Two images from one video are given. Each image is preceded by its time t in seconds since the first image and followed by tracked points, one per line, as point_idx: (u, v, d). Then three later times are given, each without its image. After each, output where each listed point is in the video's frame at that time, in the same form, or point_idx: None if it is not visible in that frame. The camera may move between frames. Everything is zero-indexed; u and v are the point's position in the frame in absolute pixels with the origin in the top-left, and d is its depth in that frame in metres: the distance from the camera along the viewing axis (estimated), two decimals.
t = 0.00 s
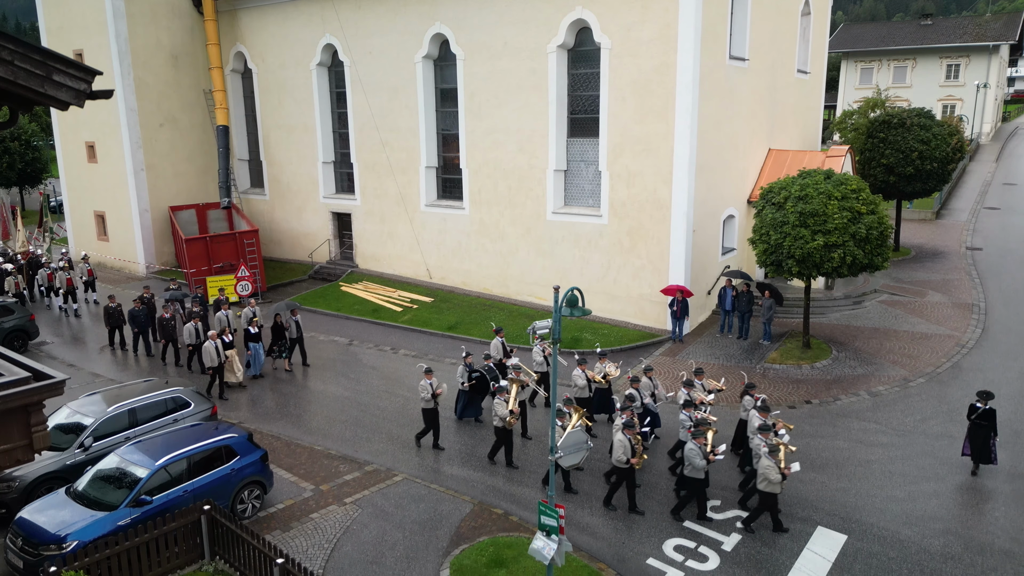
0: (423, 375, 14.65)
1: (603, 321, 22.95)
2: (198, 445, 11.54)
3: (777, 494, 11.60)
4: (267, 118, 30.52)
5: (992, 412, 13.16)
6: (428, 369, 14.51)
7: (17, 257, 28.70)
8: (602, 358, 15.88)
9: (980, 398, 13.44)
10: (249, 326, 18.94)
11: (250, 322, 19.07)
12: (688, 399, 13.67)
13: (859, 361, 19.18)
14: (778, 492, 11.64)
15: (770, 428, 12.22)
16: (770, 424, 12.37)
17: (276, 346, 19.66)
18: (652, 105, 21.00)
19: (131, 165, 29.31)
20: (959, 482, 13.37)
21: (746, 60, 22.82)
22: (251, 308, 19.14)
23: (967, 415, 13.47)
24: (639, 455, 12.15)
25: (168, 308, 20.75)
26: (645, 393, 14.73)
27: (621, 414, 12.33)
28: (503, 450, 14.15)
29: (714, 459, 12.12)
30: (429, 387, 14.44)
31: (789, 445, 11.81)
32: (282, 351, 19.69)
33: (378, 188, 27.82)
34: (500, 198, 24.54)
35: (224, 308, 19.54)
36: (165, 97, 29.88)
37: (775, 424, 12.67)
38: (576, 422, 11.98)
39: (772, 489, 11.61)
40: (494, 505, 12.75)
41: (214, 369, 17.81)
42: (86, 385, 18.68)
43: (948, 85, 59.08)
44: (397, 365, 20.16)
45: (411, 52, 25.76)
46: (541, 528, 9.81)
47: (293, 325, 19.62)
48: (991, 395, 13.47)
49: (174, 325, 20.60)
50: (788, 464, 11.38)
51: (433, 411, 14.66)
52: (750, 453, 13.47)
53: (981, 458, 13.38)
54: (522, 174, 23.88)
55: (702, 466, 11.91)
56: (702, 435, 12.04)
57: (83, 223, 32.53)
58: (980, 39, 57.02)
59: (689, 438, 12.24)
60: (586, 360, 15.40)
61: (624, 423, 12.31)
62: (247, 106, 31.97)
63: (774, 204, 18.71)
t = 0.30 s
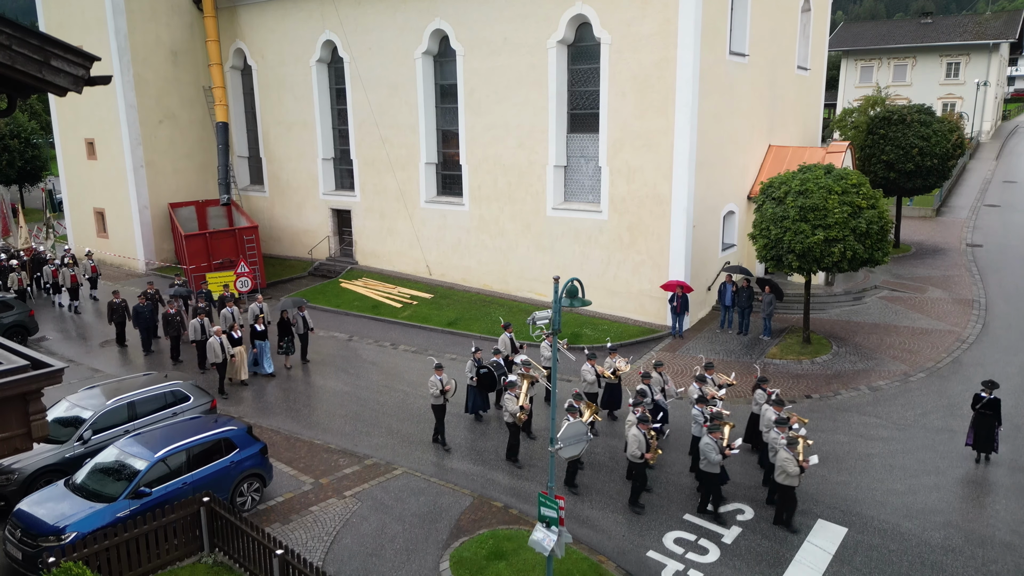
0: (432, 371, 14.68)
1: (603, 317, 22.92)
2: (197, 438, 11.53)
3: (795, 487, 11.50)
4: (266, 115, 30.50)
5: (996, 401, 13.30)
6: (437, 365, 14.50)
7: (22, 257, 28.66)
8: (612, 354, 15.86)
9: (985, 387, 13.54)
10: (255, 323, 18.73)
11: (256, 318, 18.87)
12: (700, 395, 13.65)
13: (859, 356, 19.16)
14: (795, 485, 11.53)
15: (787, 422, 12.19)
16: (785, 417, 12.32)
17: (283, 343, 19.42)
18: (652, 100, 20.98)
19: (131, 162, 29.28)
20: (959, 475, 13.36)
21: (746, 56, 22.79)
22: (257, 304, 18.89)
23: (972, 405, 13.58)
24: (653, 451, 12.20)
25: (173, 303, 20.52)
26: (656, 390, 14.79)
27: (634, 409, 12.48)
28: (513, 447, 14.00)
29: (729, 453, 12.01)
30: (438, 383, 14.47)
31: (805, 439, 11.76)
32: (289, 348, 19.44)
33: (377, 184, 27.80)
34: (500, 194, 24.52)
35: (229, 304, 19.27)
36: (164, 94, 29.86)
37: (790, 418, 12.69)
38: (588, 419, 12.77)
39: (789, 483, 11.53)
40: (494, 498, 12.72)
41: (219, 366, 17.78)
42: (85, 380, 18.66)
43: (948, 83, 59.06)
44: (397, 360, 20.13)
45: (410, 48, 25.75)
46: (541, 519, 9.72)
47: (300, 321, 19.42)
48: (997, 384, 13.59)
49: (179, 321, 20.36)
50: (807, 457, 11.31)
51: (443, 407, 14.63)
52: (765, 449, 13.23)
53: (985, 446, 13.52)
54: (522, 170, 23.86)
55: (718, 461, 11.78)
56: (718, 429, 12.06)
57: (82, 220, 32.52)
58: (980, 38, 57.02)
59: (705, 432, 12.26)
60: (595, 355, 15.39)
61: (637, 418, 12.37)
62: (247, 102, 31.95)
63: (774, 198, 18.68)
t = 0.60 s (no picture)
0: (443, 369, 14.34)
1: (603, 313, 22.90)
2: (197, 430, 11.51)
3: (814, 484, 11.38)
4: (266, 112, 30.47)
5: (1003, 393, 13.32)
6: (448, 362, 14.20)
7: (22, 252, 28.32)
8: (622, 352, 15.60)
9: (992, 379, 13.59)
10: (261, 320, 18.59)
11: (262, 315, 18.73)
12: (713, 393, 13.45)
13: (860, 352, 19.14)
14: (815, 482, 11.43)
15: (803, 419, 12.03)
16: (802, 414, 12.13)
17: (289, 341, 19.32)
18: (652, 96, 20.96)
19: (131, 159, 29.26)
20: (960, 469, 13.33)
21: (746, 51, 22.75)
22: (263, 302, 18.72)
23: (978, 396, 13.61)
24: (670, 450, 11.83)
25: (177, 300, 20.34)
26: (667, 387, 14.50)
27: (648, 408, 12.12)
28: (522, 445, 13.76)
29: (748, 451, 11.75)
30: (449, 380, 14.15)
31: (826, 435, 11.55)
32: (295, 346, 19.36)
33: (377, 180, 27.77)
34: (500, 190, 24.49)
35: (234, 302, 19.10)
36: (164, 91, 29.84)
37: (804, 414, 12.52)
38: (601, 418, 12.20)
39: (810, 479, 11.40)
40: (494, 492, 12.70)
41: (225, 363, 17.56)
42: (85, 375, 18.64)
43: (948, 82, 59.03)
44: (397, 356, 20.11)
45: (410, 44, 25.72)
46: (541, 511, 9.67)
47: (306, 319, 19.34)
48: (1004, 376, 13.64)
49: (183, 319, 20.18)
50: (829, 454, 11.10)
51: (453, 405, 14.34)
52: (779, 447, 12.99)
53: (989, 437, 13.57)
54: (521, 166, 23.83)
55: (736, 459, 11.58)
56: (735, 427, 11.77)
57: (82, 217, 32.51)
58: (980, 36, 57.02)
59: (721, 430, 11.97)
60: (605, 352, 15.03)
61: (652, 417, 12.00)
62: (246, 99, 31.93)
63: (774, 193, 18.67)
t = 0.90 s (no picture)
0: (452, 365, 14.11)
1: (603, 309, 22.87)
2: (196, 423, 11.49)
3: (832, 479, 11.29)
4: (265, 108, 30.45)
5: (1009, 383, 13.50)
6: (457, 359, 13.98)
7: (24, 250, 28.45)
8: (631, 348, 15.51)
9: (997, 370, 13.81)
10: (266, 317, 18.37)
11: (267, 312, 18.55)
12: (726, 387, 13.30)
13: (860, 347, 19.13)
14: (834, 477, 11.28)
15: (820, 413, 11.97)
16: (818, 409, 12.07)
17: (295, 338, 18.97)
18: (651, 91, 20.93)
19: (130, 155, 29.22)
20: (960, 463, 13.31)
21: (746, 47, 22.73)
22: (268, 298, 18.46)
23: (984, 387, 13.76)
24: (687, 446, 11.74)
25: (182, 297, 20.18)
26: (677, 383, 14.37)
27: (662, 404, 12.09)
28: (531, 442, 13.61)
29: (765, 447, 11.64)
30: (458, 377, 13.91)
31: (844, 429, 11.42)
32: (301, 343, 18.98)
33: (377, 177, 27.75)
34: (500, 186, 24.46)
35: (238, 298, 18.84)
36: (163, 87, 29.80)
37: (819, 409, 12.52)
38: (614, 414, 12.18)
39: (828, 475, 11.29)
40: (494, 485, 12.67)
41: (230, 360, 17.42)
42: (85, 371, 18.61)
43: (948, 80, 59.04)
44: (397, 352, 20.07)
45: (410, 40, 25.68)
46: (541, 503, 9.65)
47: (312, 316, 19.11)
48: (1009, 367, 13.85)
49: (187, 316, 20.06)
50: (848, 449, 10.95)
51: (462, 402, 14.18)
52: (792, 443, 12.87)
53: (997, 428, 13.70)
54: (521, 162, 23.80)
55: (754, 454, 11.43)
56: (754, 422, 11.64)
57: (81, 215, 32.51)
58: (980, 34, 57.00)
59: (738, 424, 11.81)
60: (614, 348, 14.99)
61: (669, 413, 11.97)
62: (246, 96, 31.93)
63: (774, 188, 18.64)
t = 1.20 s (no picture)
0: (463, 363, 14.08)
1: (603, 306, 22.84)
2: (195, 418, 11.47)
3: (853, 475, 11.29)
4: (265, 106, 30.43)
5: (1013, 375, 13.50)
6: (469, 357, 13.94)
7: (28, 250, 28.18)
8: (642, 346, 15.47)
9: (1002, 362, 13.82)
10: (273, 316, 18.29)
11: (274, 310, 18.48)
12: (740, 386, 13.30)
13: (860, 344, 19.10)
14: (854, 474, 11.32)
15: (837, 409, 11.99)
16: (835, 404, 12.09)
17: (303, 336, 18.93)
18: (651, 88, 20.90)
19: (130, 153, 29.19)
20: (961, 458, 13.27)
21: (746, 44, 22.70)
22: (275, 296, 18.44)
23: (989, 378, 13.79)
24: (705, 445, 11.66)
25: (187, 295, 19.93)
26: (689, 381, 14.33)
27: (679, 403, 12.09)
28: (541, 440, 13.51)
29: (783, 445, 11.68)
30: (469, 374, 13.90)
31: (863, 426, 11.45)
32: (309, 341, 18.94)
33: (376, 174, 27.73)
34: (500, 183, 24.44)
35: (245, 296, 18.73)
36: (163, 85, 29.77)
37: (833, 405, 12.61)
38: (628, 413, 12.13)
39: (850, 471, 11.28)
40: (494, 481, 12.64)
41: (237, 358, 17.19)
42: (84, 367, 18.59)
43: (948, 79, 59.00)
44: (396, 349, 20.03)
45: (409, 37, 25.66)
46: (540, 497, 9.61)
47: (319, 314, 19.02)
48: (1013, 360, 13.88)
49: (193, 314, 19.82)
50: (868, 444, 11.01)
51: (473, 400, 14.05)
52: (806, 440, 12.87)
53: (1003, 419, 13.65)
54: (521, 159, 23.78)
55: (774, 452, 11.46)
56: (773, 420, 11.65)
57: (81, 212, 32.48)
58: (980, 33, 56.93)
59: (757, 422, 11.81)
60: (625, 346, 14.96)
61: (686, 411, 11.89)
62: (245, 94, 31.91)
63: (774, 184, 18.63)
